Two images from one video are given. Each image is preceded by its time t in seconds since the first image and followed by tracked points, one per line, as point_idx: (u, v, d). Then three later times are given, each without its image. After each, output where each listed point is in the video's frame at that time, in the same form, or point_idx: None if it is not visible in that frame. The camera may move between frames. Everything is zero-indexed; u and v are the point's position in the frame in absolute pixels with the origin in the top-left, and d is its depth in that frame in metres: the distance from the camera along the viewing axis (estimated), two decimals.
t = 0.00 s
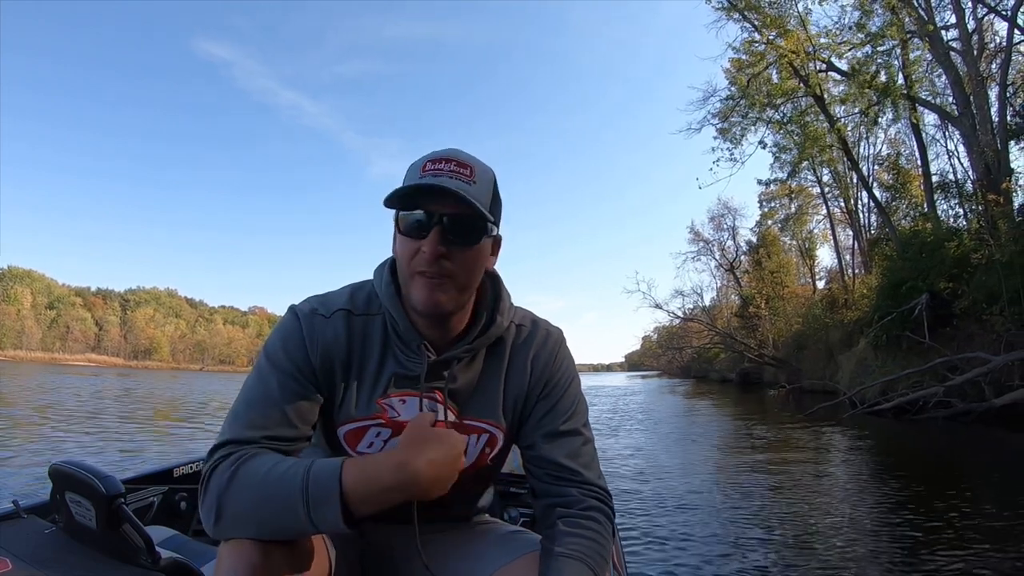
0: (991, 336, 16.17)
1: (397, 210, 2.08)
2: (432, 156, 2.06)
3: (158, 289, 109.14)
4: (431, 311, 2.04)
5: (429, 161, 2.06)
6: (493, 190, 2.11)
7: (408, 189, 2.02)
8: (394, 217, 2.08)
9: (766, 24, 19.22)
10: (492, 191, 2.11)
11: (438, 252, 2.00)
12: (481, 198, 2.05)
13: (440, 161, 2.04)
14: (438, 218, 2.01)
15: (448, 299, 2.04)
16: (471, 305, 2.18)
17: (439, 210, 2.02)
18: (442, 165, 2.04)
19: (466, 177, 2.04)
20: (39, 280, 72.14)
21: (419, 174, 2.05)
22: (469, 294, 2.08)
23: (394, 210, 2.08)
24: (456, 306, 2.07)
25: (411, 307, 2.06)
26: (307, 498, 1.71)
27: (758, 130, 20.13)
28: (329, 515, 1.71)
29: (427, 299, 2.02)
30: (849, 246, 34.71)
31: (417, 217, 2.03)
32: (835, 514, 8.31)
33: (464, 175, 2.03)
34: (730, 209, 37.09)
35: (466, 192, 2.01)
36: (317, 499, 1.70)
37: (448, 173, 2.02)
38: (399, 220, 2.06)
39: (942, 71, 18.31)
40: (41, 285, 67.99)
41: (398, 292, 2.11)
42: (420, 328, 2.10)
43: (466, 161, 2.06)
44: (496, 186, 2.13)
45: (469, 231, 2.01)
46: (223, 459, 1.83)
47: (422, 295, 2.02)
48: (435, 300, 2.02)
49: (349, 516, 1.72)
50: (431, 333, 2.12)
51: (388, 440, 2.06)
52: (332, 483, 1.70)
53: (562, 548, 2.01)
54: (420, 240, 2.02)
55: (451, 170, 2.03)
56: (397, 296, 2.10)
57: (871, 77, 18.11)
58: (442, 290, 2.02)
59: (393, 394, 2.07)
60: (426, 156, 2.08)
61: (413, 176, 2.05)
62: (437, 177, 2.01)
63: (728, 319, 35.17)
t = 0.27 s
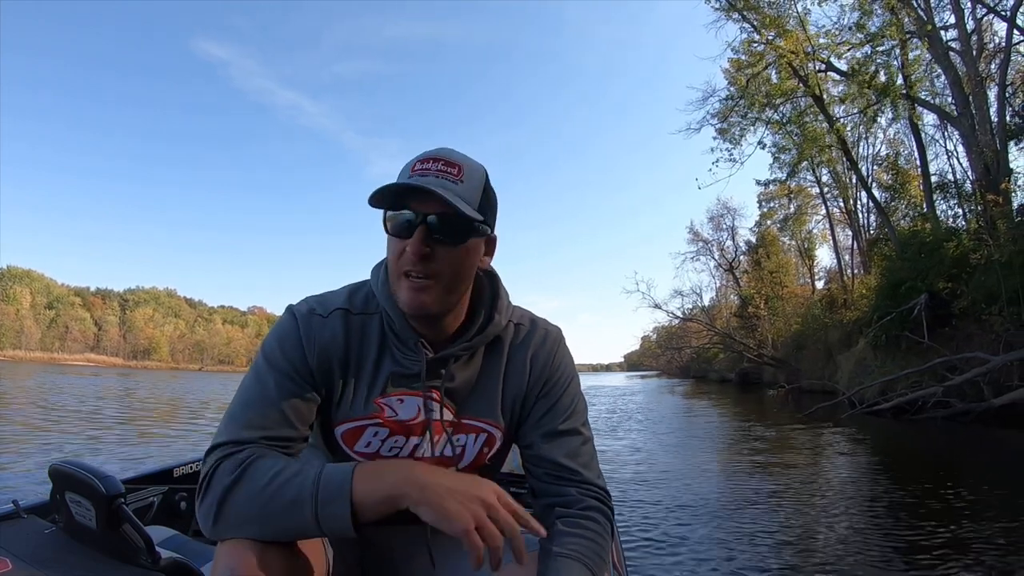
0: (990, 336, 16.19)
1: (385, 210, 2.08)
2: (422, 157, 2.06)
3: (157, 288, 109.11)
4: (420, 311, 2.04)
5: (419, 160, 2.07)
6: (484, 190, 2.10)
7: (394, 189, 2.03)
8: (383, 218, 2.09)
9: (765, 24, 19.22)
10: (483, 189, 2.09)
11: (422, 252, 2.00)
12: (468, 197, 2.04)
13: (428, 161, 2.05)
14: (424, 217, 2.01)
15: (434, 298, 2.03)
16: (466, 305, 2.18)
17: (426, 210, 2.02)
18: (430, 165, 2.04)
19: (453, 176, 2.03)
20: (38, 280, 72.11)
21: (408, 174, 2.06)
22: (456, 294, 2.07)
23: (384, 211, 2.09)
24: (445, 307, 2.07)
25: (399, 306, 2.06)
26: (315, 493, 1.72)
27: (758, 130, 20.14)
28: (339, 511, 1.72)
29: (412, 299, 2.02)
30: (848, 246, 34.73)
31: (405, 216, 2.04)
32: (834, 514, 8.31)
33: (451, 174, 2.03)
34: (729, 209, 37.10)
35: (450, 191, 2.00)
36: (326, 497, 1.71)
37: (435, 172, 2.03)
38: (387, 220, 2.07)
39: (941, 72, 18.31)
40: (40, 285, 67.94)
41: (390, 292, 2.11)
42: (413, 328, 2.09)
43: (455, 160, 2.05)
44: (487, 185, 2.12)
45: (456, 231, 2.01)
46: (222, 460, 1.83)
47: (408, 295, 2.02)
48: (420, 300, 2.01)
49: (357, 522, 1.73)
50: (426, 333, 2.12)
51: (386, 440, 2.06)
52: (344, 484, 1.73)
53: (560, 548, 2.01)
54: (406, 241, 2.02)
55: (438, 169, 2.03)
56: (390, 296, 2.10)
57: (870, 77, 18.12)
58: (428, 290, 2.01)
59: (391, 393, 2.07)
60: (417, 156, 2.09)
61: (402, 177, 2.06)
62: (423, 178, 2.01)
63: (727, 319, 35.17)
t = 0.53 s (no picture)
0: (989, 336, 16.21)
1: (384, 212, 2.09)
2: (421, 158, 2.06)
3: (156, 288, 109.04)
4: (416, 313, 2.05)
5: (419, 162, 2.06)
6: (483, 193, 2.10)
7: (394, 192, 2.02)
8: (382, 219, 2.10)
9: (764, 24, 19.25)
10: (483, 193, 2.09)
11: (420, 256, 2.00)
12: (468, 202, 2.04)
13: (428, 163, 2.04)
14: (422, 221, 2.01)
15: (431, 302, 2.04)
16: (465, 305, 2.18)
17: (424, 213, 2.02)
18: (428, 167, 2.04)
19: (453, 180, 2.03)
20: (37, 279, 72.04)
21: (407, 176, 2.05)
22: (454, 297, 2.08)
23: (383, 212, 2.09)
24: (442, 309, 2.08)
25: (396, 308, 2.07)
26: (299, 493, 1.71)
27: (757, 130, 20.15)
28: (324, 521, 1.71)
29: (409, 302, 2.03)
30: (847, 246, 34.74)
31: (403, 219, 2.04)
32: (833, 514, 8.31)
33: (450, 178, 2.03)
34: (728, 209, 37.12)
35: (449, 196, 2.00)
36: (311, 500, 1.70)
37: (435, 175, 2.02)
38: (386, 222, 2.07)
39: (940, 72, 18.32)
40: (39, 285, 67.89)
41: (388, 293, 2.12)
42: (412, 329, 2.10)
43: (454, 162, 2.05)
44: (487, 187, 2.12)
45: (453, 234, 2.01)
46: (218, 460, 1.83)
47: (405, 298, 2.03)
48: (417, 303, 2.02)
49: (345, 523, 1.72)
50: (425, 335, 2.13)
51: (385, 441, 2.06)
52: (328, 484, 1.71)
53: (559, 549, 2.01)
54: (404, 243, 2.03)
55: (438, 172, 2.02)
56: (388, 297, 2.11)
57: (869, 77, 18.12)
58: (424, 293, 2.02)
59: (389, 394, 2.07)
60: (416, 158, 2.09)
61: (401, 179, 2.06)
62: (422, 182, 2.01)
63: (727, 319, 35.18)
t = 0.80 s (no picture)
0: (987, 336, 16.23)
1: (381, 208, 2.09)
2: (418, 155, 2.07)
3: (154, 288, 108.95)
4: (414, 306, 2.04)
5: (415, 159, 2.07)
6: (479, 188, 2.10)
7: (390, 187, 2.03)
8: (380, 216, 2.10)
9: (763, 24, 19.26)
10: (478, 189, 2.10)
11: (416, 249, 2.01)
12: (464, 196, 2.04)
13: (424, 160, 2.05)
14: (418, 215, 2.02)
15: (428, 294, 2.04)
16: (464, 301, 2.19)
17: (421, 208, 2.02)
18: (424, 164, 2.05)
19: (448, 175, 2.03)
20: (36, 279, 71.96)
21: (404, 173, 2.06)
22: (451, 290, 2.08)
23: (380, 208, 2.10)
24: (440, 302, 2.08)
25: (395, 303, 2.07)
26: (309, 502, 1.72)
27: (756, 130, 20.16)
28: (331, 526, 1.73)
29: (406, 295, 2.03)
30: (846, 246, 34.75)
31: (400, 214, 2.04)
32: (833, 514, 8.31)
33: (446, 173, 2.03)
34: (727, 209, 37.14)
35: (445, 189, 2.00)
36: (321, 505, 1.72)
37: (430, 170, 2.03)
38: (384, 218, 2.08)
39: (939, 72, 18.33)
40: (38, 284, 67.82)
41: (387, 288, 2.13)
42: (411, 324, 2.10)
43: (450, 158, 2.06)
44: (483, 185, 2.12)
45: (450, 228, 2.02)
46: (220, 459, 1.84)
47: (402, 291, 2.03)
48: (415, 295, 2.02)
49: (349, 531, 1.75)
50: (424, 329, 2.13)
51: (383, 437, 2.06)
52: (338, 491, 1.73)
53: (558, 547, 2.01)
54: (401, 237, 2.04)
55: (434, 167, 2.03)
56: (386, 293, 2.11)
57: (868, 77, 18.14)
58: (421, 285, 2.02)
59: (388, 391, 2.06)
60: (413, 155, 2.09)
61: (398, 175, 2.07)
62: (418, 176, 2.02)
63: (726, 319, 35.18)
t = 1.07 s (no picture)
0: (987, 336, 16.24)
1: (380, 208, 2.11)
2: (417, 155, 2.09)
3: (154, 288, 108.91)
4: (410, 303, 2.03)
5: (413, 159, 2.10)
6: (478, 187, 2.11)
7: (386, 185, 2.05)
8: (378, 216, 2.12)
9: (762, 24, 19.28)
10: (476, 188, 2.10)
11: (410, 245, 2.01)
12: (460, 193, 2.05)
13: (422, 159, 2.08)
14: (414, 212, 2.02)
15: (422, 291, 2.02)
16: (461, 301, 2.18)
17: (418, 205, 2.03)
18: (422, 163, 2.07)
19: (445, 173, 2.05)
20: (35, 279, 71.85)
21: (401, 172, 2.08)
22: (446, 288, 2.07)
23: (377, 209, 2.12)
24: (436, 299, 2.06)
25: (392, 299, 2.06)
26: (346, 511, 1.80)
27: (755, 130, 20.16)
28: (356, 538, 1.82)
29: (399, 290, 2.01)
30: (846, 246, 34.76)
31: (396, 211, 2.06)
32: (832, 514, 8.31)
33: (443, 171, 2.05)
34: (727, 209, 37.14)
35: (440, 186, 2.01)
36: (354, 522, 1.81)
37: (427, 169, 2.05)
38: (381, 217, 2.09)
39: (939, 73, 18.35)
40: (38, 284, 67.78)
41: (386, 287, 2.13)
42: (408, 322, 2.09)
43: (448, 157, 2.07)
44: (481, 185, 2.13)
45: (445, 223, 2.01)
46: (239, 459, 1.83)
47: (397, 287, 2.02)
48: (408, 291, 2.01)
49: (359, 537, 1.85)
50: (421, 328, 2.11)
51: (383, 437, 2.06)
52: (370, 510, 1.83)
53: (556, 548, 2.01)
54: (396, 234, 2.04)
55: (431, 166, 2.05)
56: (386, 291, 2.11)
57: (867, 77, 18.15)
58: (414, 281, 2.01)
59: (387, 391, 2.06)
60: (412, 155, 2.12)
61: (396, 174, 2.09)
62: (415, 175, 2.04)
63: (725, 319, 35.18)
